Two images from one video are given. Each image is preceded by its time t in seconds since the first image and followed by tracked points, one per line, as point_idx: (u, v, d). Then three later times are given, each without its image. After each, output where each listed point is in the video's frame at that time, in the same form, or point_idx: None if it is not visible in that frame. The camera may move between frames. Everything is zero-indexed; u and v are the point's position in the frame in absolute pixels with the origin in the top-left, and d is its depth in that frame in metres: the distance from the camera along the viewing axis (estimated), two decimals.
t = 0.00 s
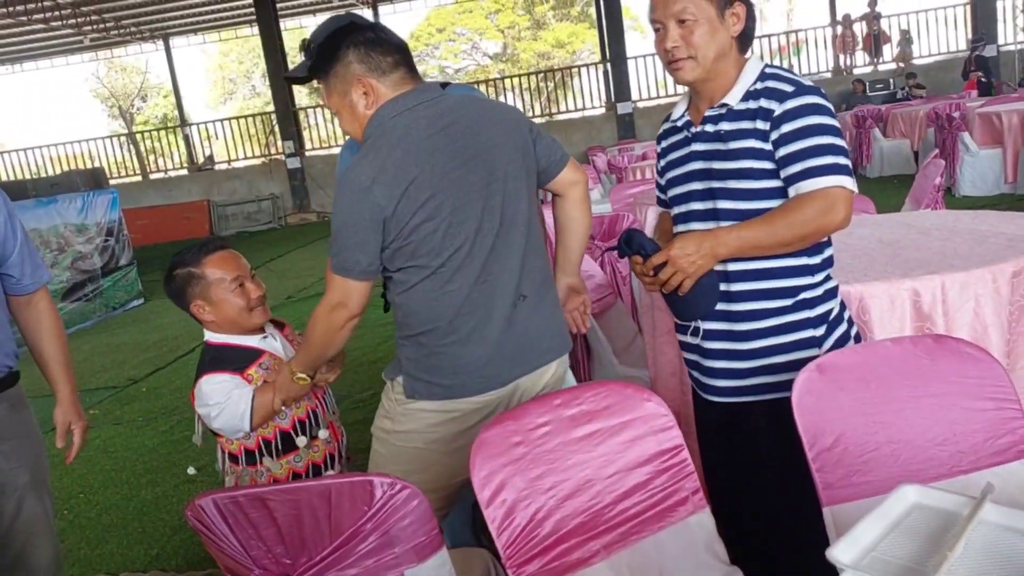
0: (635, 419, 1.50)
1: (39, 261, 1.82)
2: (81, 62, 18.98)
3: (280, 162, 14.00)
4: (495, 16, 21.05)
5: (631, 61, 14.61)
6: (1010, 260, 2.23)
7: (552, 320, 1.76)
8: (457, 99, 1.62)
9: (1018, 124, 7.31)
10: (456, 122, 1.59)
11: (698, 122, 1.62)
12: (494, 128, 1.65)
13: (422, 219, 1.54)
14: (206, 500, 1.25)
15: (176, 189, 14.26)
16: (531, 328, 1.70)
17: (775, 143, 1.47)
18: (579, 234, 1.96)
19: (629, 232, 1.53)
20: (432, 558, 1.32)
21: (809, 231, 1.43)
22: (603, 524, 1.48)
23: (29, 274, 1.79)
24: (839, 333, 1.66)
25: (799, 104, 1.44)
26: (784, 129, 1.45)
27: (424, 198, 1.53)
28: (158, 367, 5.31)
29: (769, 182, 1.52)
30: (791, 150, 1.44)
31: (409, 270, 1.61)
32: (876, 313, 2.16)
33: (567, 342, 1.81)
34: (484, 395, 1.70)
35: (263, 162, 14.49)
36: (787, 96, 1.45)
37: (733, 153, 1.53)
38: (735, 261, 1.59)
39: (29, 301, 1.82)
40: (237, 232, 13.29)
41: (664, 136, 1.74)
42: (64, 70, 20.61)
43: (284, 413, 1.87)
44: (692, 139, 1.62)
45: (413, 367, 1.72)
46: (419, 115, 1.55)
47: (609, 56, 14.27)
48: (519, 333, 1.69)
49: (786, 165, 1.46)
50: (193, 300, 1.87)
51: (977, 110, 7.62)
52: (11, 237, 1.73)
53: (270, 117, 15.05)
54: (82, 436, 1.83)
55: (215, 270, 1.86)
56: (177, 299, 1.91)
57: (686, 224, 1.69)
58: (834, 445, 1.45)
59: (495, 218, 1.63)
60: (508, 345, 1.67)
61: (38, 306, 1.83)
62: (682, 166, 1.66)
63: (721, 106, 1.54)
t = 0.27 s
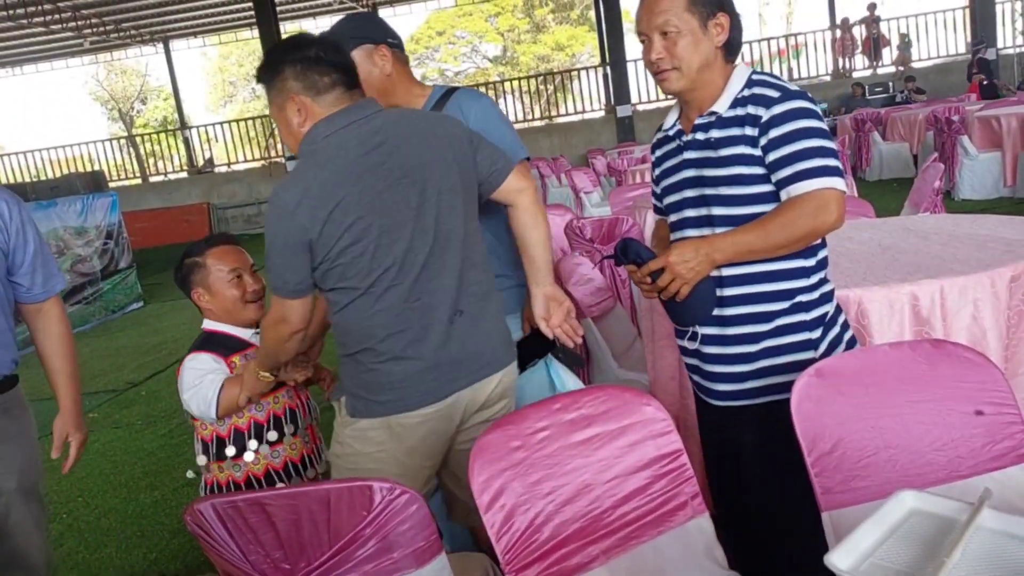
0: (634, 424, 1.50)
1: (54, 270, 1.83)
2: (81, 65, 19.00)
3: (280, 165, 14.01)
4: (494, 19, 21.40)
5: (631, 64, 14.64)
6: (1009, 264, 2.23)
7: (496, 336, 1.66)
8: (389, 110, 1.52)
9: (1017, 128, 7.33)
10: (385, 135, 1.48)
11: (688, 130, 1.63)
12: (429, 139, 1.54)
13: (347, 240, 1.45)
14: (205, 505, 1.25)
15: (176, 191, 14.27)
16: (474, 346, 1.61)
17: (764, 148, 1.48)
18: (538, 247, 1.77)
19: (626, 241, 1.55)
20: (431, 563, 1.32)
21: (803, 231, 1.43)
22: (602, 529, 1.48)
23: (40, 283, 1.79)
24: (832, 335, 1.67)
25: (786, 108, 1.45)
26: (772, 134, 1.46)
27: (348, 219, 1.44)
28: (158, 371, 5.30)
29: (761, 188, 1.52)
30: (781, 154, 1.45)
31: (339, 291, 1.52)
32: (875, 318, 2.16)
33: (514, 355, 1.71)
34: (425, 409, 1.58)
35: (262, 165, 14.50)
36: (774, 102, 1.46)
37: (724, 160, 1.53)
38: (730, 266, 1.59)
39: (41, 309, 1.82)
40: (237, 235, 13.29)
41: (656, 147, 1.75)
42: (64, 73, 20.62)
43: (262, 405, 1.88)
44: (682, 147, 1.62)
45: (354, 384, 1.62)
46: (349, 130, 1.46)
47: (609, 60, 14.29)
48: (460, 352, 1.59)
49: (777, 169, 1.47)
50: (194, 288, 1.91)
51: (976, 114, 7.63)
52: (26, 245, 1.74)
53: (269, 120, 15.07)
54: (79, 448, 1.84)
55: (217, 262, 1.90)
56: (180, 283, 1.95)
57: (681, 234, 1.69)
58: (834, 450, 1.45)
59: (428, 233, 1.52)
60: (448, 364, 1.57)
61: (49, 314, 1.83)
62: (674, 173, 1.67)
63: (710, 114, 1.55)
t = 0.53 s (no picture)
0: (636, 437, 1.50)
1: (56, 283, 1.84)
2: (85, 77, 19.07)
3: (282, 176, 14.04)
4: (496, 31, 21.50)
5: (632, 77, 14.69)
6: (1009, 278, 2.24)
7: (440, 346, 1.71)
8: (325, 129, 1.61)
9: (1018, 140, 7.35)
10: (316, 153, 1.57)
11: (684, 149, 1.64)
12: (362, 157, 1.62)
13: (277, 252, 1.53)
14: (208, 518, 1.25)
15: (178, 202, 14.30)
16: (413, 356, 1.66)
17: (757, 164, 1.49)
18: (483, 271, 1.84)
19: (629, 258, 1.58)
20: None
21: (796, 244, 1.42)
22: (604, 543, 1.48)
23: (43, 297, 1.80)
24: (831, 352, 1.64)
25: (776, 124, 1.45)
26: (763, 150, 1.46)
27: (278, 232, 1.52)
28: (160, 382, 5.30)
29: (755, 203, 1.53)
30: (774, 169, 1.45)
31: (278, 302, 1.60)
32: (875, 331, 2.17)
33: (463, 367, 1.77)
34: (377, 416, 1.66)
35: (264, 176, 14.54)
36: (764, 118, 1.47)
37: (718, 178, 1.55)
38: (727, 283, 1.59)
39: (44, 322, 1.83)
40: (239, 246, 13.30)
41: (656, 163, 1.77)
42: (68, 84, 20.71)
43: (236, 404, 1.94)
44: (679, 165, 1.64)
45: (304, 399, 1.68)
46: (284, 149, 1.55)
47: (610, 72, 14.35)
48: (396, 361, 1.64)
49: (770, 184, 1.47)
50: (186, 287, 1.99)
51: (977, 126, 7.66)
52: (27, 258, 1.75)
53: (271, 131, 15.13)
54: (89, 460, 1.86)
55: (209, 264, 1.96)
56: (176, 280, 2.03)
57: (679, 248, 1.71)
58: (835, 464, 1.45)
59: (362, 247, 1.58)
60: (384, 373, 1.63)
61: (52, 327, 1.84)
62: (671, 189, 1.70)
63: (703, 132, 1.56)
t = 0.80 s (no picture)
0: (640, 439, 1.50)
1: (39, 282, 1.83)
2: (87, 78, 19.10)
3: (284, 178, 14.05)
4: (498, 34, 21.53)
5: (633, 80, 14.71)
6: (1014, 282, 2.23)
7: (407, 354, 1.75)
8: (290, 145, 1.63)
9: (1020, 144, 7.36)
10: (280, 168, 1.60)
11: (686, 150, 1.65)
12: (327, 170, 1.65)
13: (244, 265, 1.57)
14: (212, 519, 1.25)
15: (180, 204, 14.31)
16: (384, 364, 1.71)
17: (743, 175, 1.48)
18: (444, 295, 1.92)
19: (619, 258, 1.66)
20: None
21: (776, 262, 1.42)
22: (607, 546, 1.48)
23: (28, 295, 1.80)
24: (814, 373, 1.62)
25: (764, 135, 1.44)
26: (751, 161, 1.46)
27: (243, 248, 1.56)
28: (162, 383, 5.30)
29: (741, 215, 1.53)
30: (759, 181, 1.45)
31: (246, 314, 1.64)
32: (878, 334, 2.17)
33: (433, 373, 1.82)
34: (346, 427, 1.70)
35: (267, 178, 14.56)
36: (754, 128, 1.46)
37: (706, 187, 1.56)
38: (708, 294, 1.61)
39: (30, 321, 1.82)
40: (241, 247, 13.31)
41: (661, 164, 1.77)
42: (71, 85, 20.75)
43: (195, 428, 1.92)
44: (677, 168, 1.65)
45: (272, 405, 1.73)
46: (251, 163, 1.59)
47: (612, 75, 14.37)
48: (365, 369, 1.69)
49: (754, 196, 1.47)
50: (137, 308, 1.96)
51: (979, 130, 7.66)
52: (12, 258, 1.74)
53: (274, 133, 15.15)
54: (89, 455, 1.84)
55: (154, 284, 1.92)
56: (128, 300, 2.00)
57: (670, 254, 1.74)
58: (839, 467, 1.44)
59: (328, 259, 1.62)
60: (353, 382, 1.67)
61: (37, 326, 1.83)
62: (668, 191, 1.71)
63: (697, 138, 1.56)
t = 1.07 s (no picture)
0: (642, 441, 1.49)
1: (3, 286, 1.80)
2: (91, 80, 19.13)
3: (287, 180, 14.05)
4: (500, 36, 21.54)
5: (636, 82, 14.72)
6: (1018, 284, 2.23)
7: (336, 367, 1.83)
8: (217, 165, 1.71)
9: None
10: (207, 187, 1.67)
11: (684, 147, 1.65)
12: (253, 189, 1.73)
13: (170, 284, 1.64)
14: (215, 520, 1.25)
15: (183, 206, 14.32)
16: (312, 376, 1.79)
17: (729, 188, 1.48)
18: (376, 312, 2.03)
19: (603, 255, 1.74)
20: None
21: (746, 282, 1.45)
22: (609, 548, 1.47)
23: None
24: (790, 387, 1.62)
25: (754, 149, 1.44)
26: (736, 175, 1.46)
27: (168, 267, 1.63)
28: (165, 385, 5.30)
29: (720, 229, 1.54)
30: (743, 197, 1.45)
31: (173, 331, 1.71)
32: (881, 336, 2.17)
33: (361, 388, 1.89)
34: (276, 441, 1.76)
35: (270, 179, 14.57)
36: (744, 140, 1.45)
37: (689, 194, 1.56)
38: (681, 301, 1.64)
39: None
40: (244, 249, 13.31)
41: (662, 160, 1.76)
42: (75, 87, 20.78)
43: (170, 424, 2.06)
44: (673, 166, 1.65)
45: (199, 423, 1.78)
46: (177, 184, 1.66)
47: (615, 77, 14.37)
48: (293, 383, 1.76)
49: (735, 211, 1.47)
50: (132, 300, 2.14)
51: (983, 132, 7.64)
52: None
53: (277, 135, 15.16)
54: (58, 460, 1.86)
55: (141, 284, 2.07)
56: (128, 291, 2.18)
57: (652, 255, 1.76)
58: (843, 470, 1.44)
59: (253, 277, 1.69)
60: (280, 396, 1.75)
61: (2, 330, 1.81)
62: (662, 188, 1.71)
63: (693, 140, 1.56)
